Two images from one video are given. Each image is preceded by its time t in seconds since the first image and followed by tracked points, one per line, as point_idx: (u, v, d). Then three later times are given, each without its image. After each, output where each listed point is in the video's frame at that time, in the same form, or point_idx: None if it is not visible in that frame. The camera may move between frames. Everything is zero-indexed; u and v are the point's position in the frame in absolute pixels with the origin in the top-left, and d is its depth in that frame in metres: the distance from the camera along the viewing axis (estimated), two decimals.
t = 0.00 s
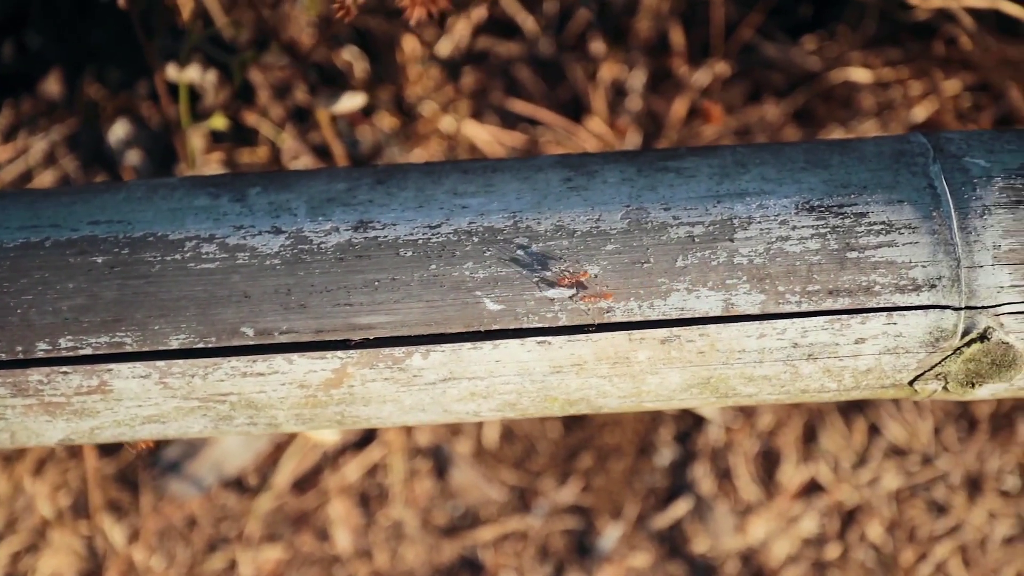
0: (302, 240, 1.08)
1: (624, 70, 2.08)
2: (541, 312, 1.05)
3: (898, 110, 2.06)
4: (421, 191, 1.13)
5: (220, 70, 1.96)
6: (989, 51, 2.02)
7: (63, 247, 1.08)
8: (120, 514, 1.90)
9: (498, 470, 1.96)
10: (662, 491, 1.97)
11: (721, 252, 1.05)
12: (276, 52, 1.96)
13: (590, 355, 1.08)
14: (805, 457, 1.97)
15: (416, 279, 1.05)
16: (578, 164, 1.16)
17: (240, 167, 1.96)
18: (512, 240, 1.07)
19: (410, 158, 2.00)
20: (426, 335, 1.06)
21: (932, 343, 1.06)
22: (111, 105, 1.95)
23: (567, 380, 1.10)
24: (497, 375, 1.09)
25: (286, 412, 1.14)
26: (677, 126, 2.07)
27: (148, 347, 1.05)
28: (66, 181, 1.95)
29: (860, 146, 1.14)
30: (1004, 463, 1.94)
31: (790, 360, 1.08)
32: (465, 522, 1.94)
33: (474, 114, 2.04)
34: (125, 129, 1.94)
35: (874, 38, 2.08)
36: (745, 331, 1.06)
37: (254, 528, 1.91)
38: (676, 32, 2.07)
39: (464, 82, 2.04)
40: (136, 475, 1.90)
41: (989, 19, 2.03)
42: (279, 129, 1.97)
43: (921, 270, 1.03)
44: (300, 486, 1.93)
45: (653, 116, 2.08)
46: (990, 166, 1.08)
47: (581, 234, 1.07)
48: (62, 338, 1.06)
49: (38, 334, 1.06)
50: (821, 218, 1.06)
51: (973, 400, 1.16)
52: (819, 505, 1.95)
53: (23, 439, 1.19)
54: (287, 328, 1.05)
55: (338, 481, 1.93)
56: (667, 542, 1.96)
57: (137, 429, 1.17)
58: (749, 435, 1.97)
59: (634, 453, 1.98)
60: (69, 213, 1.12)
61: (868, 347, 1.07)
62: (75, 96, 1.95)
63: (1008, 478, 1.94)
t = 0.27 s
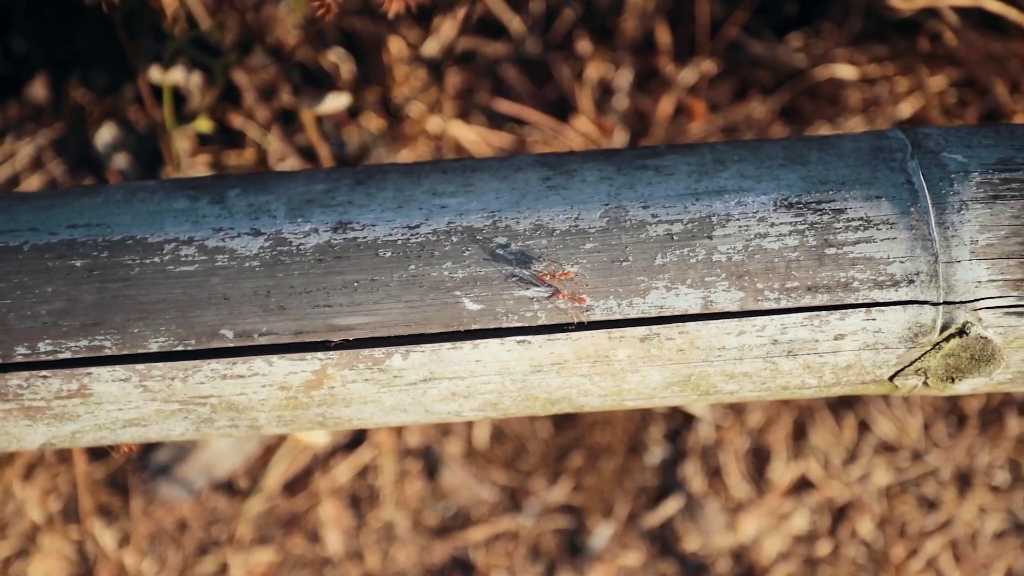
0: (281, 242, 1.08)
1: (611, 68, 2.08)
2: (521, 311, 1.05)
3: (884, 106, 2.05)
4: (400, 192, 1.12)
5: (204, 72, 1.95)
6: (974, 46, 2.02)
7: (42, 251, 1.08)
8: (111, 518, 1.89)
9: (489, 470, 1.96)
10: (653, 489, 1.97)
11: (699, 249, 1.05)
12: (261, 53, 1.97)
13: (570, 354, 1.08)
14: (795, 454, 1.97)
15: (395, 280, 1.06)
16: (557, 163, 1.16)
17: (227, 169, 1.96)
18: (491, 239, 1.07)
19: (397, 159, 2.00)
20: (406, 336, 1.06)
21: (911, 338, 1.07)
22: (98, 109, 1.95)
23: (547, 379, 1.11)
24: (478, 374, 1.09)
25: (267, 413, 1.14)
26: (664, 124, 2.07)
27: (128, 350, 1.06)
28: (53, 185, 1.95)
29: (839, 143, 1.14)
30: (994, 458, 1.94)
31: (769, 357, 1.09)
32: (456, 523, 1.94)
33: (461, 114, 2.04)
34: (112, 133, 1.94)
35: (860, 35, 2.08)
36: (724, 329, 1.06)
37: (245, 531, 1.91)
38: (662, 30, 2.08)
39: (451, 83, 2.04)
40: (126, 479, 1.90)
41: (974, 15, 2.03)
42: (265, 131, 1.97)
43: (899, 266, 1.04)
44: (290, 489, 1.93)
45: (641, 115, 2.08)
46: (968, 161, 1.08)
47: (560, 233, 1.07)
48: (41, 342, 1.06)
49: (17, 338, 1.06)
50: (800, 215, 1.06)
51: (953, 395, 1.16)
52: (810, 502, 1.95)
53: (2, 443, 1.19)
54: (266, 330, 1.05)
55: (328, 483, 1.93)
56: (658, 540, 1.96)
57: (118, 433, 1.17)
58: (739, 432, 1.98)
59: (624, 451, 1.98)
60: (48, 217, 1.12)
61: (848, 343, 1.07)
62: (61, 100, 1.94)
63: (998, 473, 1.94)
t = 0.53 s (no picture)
0: (265, 245, 1.08)
1: (600, 69, 2.08)
2: (505, 313, 1.05)
3: (873, 105, 2.06)
4: (384, 194, 1.13)
5: (192, 76, 1.95)
6: (962, 45, 2.03)
7: (26, 256, 1.08)
8: (103, 522, 1.89)
9: (482, 471, 1.96)
10: (646, 489, 1.97)
11: (683, 250, 1.05)
12: (250, 56, 1.96)
13: (555, 355, 1.08)
14: (787, 454, 1.97)
15: (379, 282, 1.06)
16: (541, 164, 1.16)
17: (218, 173, 1.95)
18: (475, 241, 1.07)
19: (387, 161, 1.99)
20: (391, 338, 1.06)
21: (895, 337, 1.07)
22: (88, 113, 1.94)
23: (532, 381, 1.11)
24: (462, 376, 1.09)
25: (253, 417, 1.14)
26: (654, 125, 2.07)
27: (112, 355, 1.06)
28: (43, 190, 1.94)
29: (822, 142, 1.14)
30: (985, 455, 1.95)
31: (754, 357, 1.09)
32: (449, 524, 1.95)
33: (451, 116, 2.04)
34: (101, 137, 1.94)
35: (848, 34, 2.08)
36: (708, 329, 1.06)
37: (238, 534, 1.91)
38: (651, 30, 2.08)
39: (440, 84, 2.04)
40: (119, 483, 1.90)
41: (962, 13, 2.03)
42: (254, 134, 1.97)
43: (882, 265, 1.04)
44: (283, 492, 1.93)
45: (631, 115, 2.08)
46: (950, 160, 1.08)
47: (544, 234, 1.07)
48: (25, 348, 1.05)
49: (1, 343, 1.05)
50: (783, 214, 1.06)
51: (938, 392, 1.16)
52: (802, 501, 1.96)
53: None
54: (250, 333, 1.05)
55: (321, 485, 1.93)
56: (651, 541, 1.96)
57: (104, 437, 1.17)
58: (732, 431, 1.98)
59: (617, 452, 1.98)
60: (32, 222, 1.11)
61: (832, 342, 1.07)
62: (51, 105, 1.94)
63: (989, 471, 1.95)
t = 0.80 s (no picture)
0: (246, 252, 1.08)
1: (587, 72, 2.08)
2: (485, 318, 1.05)
3: (858, 106, 2.07)
4: (364, 201, 1.13)
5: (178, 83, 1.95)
6: (946, 46, 2.04)
7: (6, 265, 1.08)
8: (94, 530, 1.89)
9: (472, 475, 1.96)
10: (637, 491, 1.98)
11: (662, 253, 1.06)
12: (237, 62, 1.96)
13: (535, 360, 1.08)
14: (777, 455, 1.97)
15: (359, 288, 1.06)
16: (521, 169, 1.16)
17: (206, 179, 1.96)
18: (455, 246, 1.07)
19: (376, 166, 2.00)
20: (371, 344, 1.06)
21: (873, 338, 1.07)
22: (75, 120, 1.94)
23: (513, 385, 1.11)
24: (444, 382, 1.10)
25: (235, 424, 1.14)
26: (641, 128, 2.08)
27: (93, 364, 1.06)
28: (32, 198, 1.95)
29: (800, 144, 1.15)
30: (975, 455, 1.95)
31: (734, 359, 1.09)
32: (441, 528, 1.94)
33: (438, 121, 2.05)
34: (89, 144, 1.94)
35: (834, 35, 2.09)
36: (687, 332, 1.06)
37: (229, 540, 1.91)
38: (638, 34, 2.08)
39: (428, 89, 2.04)
40: (109, 490, 1.89)
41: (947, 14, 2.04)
42: (241, 140, 1.97)
43: (860, 266, 1.04)
44: (273, 497, 1.93)
45: (618, 118, 2.08)
46: (927, 161, 1.09)
47: (523, 239, 1.08)
48: (6, 357, 1.06)
49: None
50: (761, 217, 1.07)
51: (918, 393, 1.17)
52: (793, 502, 1.96)
53: None
54: (231, 340, 1.06)
55: (312, 491, 1.93)
56: (642, 543, 1.96)
57: (86, 446, 1.17)
58: (721, 433, 1.98)
59: (607, 454, 1.98)
60: (12, 231, 1.12)
61: (811, 344, 1.08)
62: (38, 113, 1.94)
63: (979, 470, 1.95)
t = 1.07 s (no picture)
0: (229, 258, 1.08)
1: (576, 75, 2.09)
2: (469, 322, 1.06)
3: (847, 107, 2.06)
4: (347, 206, 1.13)
5: (166, 89, 1.95)
6: (933, 46, 2.04)
7: None
8: (87, 536, 1.89)
9: (465, 478, 1.96)
10: (630, 493, 1.98)
11: (644, 256, 1.06)
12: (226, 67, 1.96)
13: (519, 363, 1.09)
14: (769, 455, 1.97)
15: (342, 293, 1.06)
16: (504, 173, 1.17)
17: (196, 184, 1.95)
18: (438, 251, 1.08)
19: (365, 170, 1.99)
20: (355, 349, 1.06)
21: (856, 339, 1.08)
22: (65, 126, 1.94)
23: (498, 389, 1.12)
24: (428, 386, 1.10)
25: (220, 430, 1.14)
26: (630, 130, 2.07)
27: (77, 370, 1.06)
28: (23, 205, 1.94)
29: (783, 146, 1.15)
30: (967, 454, 1.95)
31: (717, 361, 1.09)
32: (434, 531, 1.95)
33: (428, 124, 2.04)
34: (79, 150, 1.94)
35: (822, 37, 2.09)
36: (670, 334, 1.07)
37: (222, 545, 1.91)
38: (627, 36, 2.09)
39: (417, 92, 2.04)
40: (102, 495, 1.89)
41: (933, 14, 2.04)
42: (230, 145, 1.97)
43: (842, 268, 1.05)
44: (266, 502, 1.93)
45: (608, 120, 2.08)
46: (908, 163, 1.09)
47: (506, 243, 1.08)
48: None
49: None
50: (743, 219, 1.07)
51: (902, 394, 1.17)
52: (785, 503, 1.96)
53: None
54: (215, 346, 1.06)
55: (304, 495, 1.93)
56: (634, 545, 1.97)
57: (72, 453, 1.17)
58: (714, 433, 1.98)
59: (599, 456, 1.98)
60: None
61: (794, 346, 1.08)
62: (28, 120, 1.94)
63: (970, 469, 1.95)
